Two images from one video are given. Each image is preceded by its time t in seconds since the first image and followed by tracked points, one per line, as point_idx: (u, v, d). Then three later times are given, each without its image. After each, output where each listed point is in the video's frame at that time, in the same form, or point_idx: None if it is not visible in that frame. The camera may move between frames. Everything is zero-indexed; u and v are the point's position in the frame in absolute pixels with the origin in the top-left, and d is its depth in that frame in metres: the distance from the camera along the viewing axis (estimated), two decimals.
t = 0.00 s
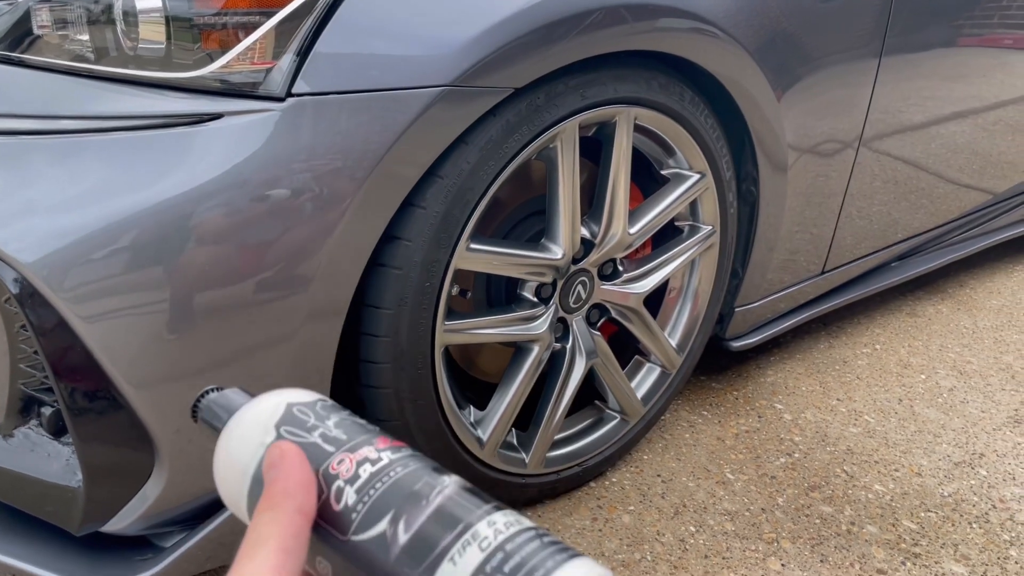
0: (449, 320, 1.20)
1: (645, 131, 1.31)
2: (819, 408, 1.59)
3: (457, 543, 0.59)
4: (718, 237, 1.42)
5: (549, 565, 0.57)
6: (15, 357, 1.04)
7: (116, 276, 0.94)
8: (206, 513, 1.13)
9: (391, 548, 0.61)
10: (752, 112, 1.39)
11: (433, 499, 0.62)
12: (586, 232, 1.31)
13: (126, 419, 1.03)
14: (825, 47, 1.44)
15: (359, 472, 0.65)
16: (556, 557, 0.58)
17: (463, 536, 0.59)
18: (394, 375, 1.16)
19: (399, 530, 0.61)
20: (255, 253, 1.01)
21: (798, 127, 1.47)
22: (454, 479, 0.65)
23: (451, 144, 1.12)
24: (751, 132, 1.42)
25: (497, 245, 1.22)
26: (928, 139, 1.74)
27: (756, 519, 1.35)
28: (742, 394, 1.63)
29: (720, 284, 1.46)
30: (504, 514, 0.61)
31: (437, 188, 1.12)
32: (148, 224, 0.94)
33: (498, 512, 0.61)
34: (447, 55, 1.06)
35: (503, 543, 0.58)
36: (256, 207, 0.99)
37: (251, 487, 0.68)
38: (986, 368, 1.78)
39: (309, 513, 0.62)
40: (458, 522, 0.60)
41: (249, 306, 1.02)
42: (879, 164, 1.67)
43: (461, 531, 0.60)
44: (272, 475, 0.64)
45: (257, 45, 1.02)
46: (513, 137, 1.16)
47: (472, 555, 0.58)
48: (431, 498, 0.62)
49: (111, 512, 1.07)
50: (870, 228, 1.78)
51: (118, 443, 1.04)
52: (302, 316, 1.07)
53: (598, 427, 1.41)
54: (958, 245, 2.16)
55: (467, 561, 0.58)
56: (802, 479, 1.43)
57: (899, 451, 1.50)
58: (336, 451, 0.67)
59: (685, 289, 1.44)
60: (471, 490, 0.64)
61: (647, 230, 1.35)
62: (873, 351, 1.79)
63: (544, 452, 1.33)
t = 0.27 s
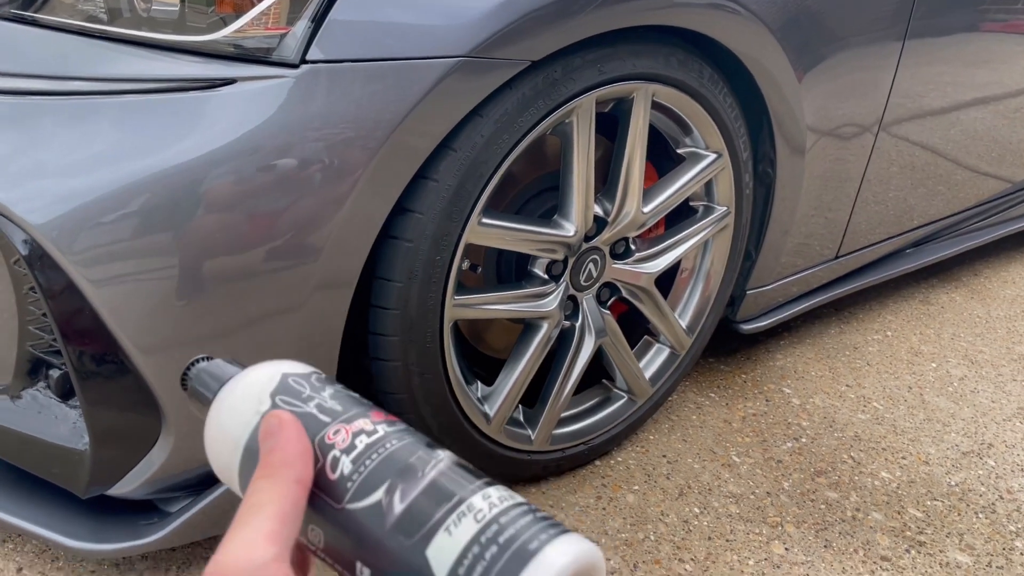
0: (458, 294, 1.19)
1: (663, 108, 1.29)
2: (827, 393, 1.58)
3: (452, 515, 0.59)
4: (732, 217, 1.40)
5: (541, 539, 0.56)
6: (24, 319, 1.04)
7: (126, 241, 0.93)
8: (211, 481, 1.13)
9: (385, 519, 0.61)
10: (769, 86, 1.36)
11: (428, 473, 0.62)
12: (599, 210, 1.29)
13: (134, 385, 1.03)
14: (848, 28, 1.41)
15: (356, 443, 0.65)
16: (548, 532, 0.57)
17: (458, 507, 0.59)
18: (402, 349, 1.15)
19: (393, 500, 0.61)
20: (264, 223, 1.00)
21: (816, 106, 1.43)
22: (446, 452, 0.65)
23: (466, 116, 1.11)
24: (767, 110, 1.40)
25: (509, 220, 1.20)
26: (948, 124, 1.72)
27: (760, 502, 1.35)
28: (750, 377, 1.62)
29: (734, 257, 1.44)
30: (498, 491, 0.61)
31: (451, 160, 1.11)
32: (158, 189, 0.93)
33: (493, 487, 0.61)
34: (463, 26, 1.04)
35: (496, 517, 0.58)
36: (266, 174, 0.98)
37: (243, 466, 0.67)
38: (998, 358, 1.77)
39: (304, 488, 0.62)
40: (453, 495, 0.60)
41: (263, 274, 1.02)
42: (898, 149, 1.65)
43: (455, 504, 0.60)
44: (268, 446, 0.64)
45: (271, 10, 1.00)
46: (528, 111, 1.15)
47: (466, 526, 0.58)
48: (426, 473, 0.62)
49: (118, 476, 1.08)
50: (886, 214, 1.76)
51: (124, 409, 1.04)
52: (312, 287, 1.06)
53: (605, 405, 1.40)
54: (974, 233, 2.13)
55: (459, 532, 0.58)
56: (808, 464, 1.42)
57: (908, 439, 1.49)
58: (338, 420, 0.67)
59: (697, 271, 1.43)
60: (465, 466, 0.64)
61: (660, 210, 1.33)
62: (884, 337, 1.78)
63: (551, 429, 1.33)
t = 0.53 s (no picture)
0: (529, 212, 1.19)
1: (748, 36, 1.26)
2: (884, 342, 1.59)
3: (503, 350, 0.67)
4: (805, 154, 1.40)
5: (581, 348, 0.64)
6: (106, 209, 1.05)
7: (189, 145, 0.96)
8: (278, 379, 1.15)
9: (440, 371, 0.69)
10: (857, 28, 1.34)
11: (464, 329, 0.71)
12: (673, 137, 1.28)
13: (209, 281, 1.04)
14: None
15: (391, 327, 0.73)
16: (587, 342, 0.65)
17: (504, 345, 0.67)
18: (470, 262, 1.16)
19: (443, 356, 0.69)
20: (328, 133, 1.00)
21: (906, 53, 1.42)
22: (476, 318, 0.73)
23: (550, 28, 1.09)
24: (852, 49, 1.38)
25: (585, 140, 1.19)
26: None
27: (812, 442, 1.36)
28: (807, 322, 1.64)
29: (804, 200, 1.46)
30: (533, 328, 0.69)
31: (532, 73, 1.10)
32: (224, 94, 0.95)
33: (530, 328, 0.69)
34: None
35: (539, 343, 0.66)
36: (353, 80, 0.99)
37: (297, 380, 0.75)
38: None
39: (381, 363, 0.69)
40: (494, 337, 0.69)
41: (325, 187, 1.03)
42: (978, 101, 1.60)
43: (501, 342, 0.68)
44: (344, 330, 0.71)
45: None
46: (611, 28, 1.13)
47: (513, 353, 0.66)
48: (460, 332, 0.70)
49: (190, 369, 1.10)
50: (958, 166, 1.72)
51: (199, 302, 1.06)
52: (387, 195, 1.07)
53: (662, 336, 1.41)
54: None
55: (510, 359, 0.66)
56: (861, 409, 1.43)
57: (964, 391, 1.49)
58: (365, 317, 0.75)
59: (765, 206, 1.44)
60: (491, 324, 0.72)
61: (735, 141, 1.32)
62: (944, 292, 1.77)
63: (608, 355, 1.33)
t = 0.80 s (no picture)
0: (566, 163, 1.16)
1: None
2: (922, 314, 1.56)
3: (543, 287, 0.63)
4: (854, 116, 1.35)
5: (619, 305, 0.60)
6: (139, 141, 1.03)
7: (224, 81, 0.94)
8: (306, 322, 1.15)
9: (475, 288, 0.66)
10: None
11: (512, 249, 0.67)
12: (719, 92, 1.23)
13: (242, 219, 1.03)
14: None
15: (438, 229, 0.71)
16: (627, 297, 0.61)
17: (545, 280, 0.64)
18: (504, 212, 1.13)
19: (478, 280, 0.66)
20: (362, 73, 0.98)
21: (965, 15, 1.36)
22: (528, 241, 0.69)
23: None
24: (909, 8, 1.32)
25: (627, 91, 1.14)
26: None
27: (843, 412, 1.33)
28: (844, 291, 1.61)
29: (848, 168, 1.42)
30: (579, 265, 0.65)
31: (578, 18, 1.06)
32: (259, 30, 0.93)
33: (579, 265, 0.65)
34: None
35: (581, 288, 0.62)
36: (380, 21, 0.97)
37: (339, 257, 0.75)
38: None
39: (414, 272, 0.69)
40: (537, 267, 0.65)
41: (356, 131, 1.01)
42: None
43: (542, 276, 0.64)
44: (376, 233, 0.70)
45: None
46: None
47: (549, 294, 0.62)
48: (507, 253, 0.67)
49: (221, 306, 1.11)
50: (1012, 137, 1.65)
51: (231, 241, 1.05)
52: (423, 138, 1.04)
53: (695, 298, 1.38)
54: None
55: (545, 299, 0.62)
56: (895, 381, 1.40)
57: (1002, 367, 1.46)
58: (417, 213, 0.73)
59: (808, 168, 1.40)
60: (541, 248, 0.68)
61: (782, 99, 1.27)
62: (986, 267, 1.73)
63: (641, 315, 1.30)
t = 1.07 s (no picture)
0: (576, 148, 1.15)
1: None
2: (931, 305, 1.55)
3: (621, 329, 0.66)
4: (867, 105, 1.34)
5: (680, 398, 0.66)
6: (148, 119, 1.03)
7: (238, 60, 0.94)
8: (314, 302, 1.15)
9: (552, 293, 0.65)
10: None
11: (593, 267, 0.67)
12: (731, 78, 1.22)
13: (250, 199, 1.03)
14: None
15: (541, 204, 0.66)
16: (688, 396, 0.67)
17: (629, 328, 0.67)
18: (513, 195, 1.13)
19: (567, 302, 0.65)
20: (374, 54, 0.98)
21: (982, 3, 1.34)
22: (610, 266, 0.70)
23: None
24: None
25: (639, 75, 1.13)
26: None
27: (849, 401, 1.33)
28: (852, 280, 1.60)
29: (861, 155, 1.40)
30: (655, 330, 0.68)
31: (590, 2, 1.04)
32: (272, 9, 0.93)
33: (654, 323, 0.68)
34: None
35: (654, 361, 0.66)
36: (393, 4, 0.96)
37: (408, 189, 0.65)
38: None
39: (502, 265, 0.65)
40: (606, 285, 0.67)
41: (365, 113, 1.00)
42: None
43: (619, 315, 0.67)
44: (471, 214, 0.63)
45: None
46: None
47: (629, 357, 0.65)
48: (586, 266, 0.66)
49: (229, 285, 1.11)
50: None
51: (239, 221, 1.05)
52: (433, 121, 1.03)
53: (703, 285, 1.38)
54: None
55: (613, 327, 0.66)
56: (903, 372, 1.40)
57: (1010, 359, 1.45)
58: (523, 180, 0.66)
59: (820, 156, 1.39)
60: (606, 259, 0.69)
61: (795, 86, 1.26)
62: (997, 258, 1.71)
63: (649, 301, 1.30)
